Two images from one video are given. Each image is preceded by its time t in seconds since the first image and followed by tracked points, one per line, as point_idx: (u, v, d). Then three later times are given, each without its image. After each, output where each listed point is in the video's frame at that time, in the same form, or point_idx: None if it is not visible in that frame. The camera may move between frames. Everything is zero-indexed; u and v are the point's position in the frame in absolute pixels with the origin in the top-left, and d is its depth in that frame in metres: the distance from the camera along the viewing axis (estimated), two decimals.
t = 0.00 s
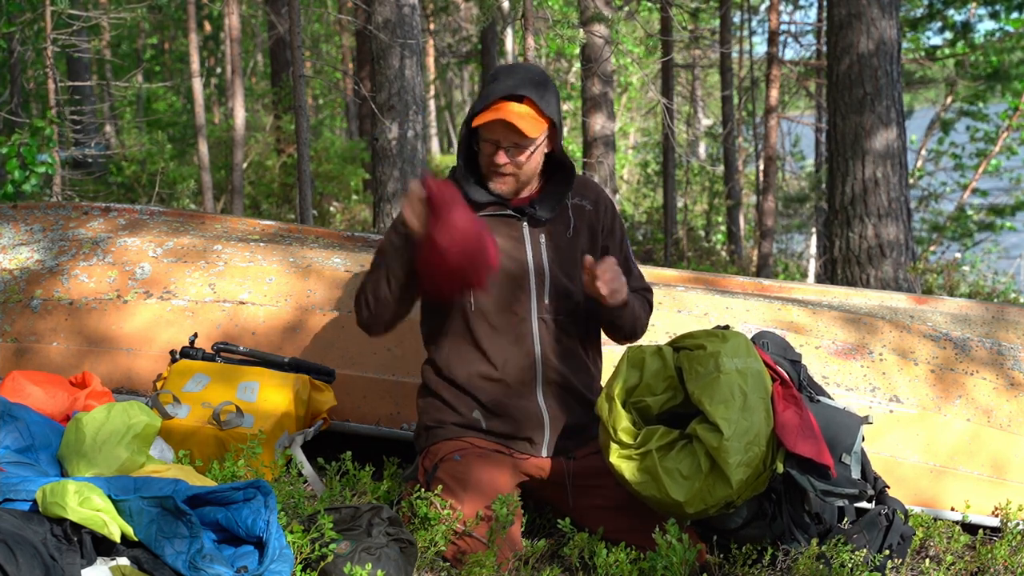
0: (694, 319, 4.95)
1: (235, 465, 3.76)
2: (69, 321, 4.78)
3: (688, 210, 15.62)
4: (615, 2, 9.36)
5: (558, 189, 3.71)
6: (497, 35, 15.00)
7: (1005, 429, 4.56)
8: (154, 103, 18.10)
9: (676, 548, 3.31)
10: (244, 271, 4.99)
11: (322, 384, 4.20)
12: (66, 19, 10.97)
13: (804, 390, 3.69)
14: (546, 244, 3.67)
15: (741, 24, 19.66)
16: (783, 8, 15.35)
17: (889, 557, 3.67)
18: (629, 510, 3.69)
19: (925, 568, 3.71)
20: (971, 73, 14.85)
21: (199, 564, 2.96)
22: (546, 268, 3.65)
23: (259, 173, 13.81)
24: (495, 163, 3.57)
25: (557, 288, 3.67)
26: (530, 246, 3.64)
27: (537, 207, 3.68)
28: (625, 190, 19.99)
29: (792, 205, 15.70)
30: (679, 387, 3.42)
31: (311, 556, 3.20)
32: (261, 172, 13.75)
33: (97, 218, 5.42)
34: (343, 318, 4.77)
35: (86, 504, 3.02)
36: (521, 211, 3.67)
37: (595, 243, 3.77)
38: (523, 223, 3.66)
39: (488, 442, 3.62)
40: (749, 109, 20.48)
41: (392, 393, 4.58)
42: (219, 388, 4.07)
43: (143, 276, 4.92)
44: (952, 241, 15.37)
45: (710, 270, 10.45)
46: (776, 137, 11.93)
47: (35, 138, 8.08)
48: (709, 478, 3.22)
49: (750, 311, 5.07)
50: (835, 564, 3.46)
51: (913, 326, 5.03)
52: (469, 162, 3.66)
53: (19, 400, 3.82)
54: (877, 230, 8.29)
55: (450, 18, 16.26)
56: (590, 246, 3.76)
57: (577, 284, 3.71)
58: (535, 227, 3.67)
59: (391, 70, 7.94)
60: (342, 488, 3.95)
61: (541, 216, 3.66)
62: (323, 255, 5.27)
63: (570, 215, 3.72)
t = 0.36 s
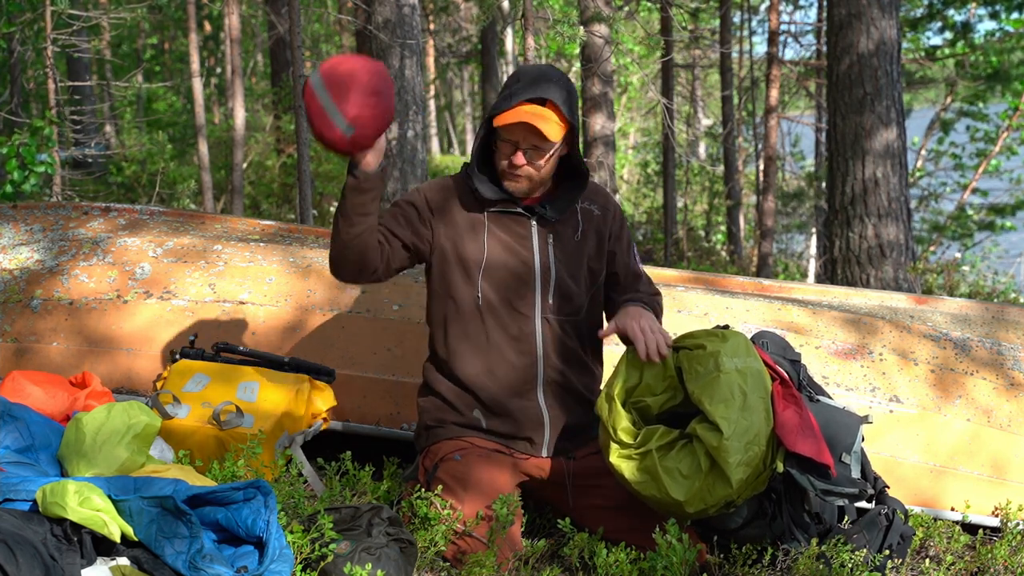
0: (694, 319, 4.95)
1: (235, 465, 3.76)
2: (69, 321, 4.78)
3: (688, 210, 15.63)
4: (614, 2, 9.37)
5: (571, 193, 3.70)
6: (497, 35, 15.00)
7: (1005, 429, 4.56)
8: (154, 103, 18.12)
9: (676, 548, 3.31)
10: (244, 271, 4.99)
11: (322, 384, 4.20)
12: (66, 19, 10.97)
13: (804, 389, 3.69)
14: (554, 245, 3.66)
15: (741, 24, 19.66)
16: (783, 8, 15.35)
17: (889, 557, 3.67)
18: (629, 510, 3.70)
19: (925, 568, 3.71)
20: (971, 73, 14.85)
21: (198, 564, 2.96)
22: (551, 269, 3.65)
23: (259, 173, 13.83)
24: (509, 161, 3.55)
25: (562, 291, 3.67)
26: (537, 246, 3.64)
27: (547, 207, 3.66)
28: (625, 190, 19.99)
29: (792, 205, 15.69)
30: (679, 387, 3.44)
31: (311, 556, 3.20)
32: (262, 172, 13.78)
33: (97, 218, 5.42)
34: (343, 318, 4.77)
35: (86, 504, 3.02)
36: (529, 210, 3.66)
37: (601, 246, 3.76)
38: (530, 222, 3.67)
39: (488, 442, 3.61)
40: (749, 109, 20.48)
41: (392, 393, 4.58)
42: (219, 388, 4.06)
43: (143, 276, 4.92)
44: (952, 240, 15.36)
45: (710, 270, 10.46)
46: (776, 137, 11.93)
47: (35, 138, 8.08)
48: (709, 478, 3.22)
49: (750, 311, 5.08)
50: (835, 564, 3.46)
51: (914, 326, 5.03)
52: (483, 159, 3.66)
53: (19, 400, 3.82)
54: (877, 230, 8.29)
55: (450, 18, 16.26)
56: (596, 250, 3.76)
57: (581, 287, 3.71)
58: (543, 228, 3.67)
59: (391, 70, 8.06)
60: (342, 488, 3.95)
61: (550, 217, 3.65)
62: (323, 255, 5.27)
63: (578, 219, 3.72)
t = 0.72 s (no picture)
0: (693, 319, 4.95)
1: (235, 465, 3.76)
2: (69, 321, 4.78)
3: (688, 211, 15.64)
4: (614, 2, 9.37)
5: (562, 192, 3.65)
6: (497, 36, 15.00)
7: (1005, 429, 4.56)
8: (154, 103, 18.13)
9: (676, 548, 3.32)
10: (244, 271, 4.99)
11: (321, 383, 4.20)
12: (66, 19, 10.97)
13: (803, 385, 3.69)
14: (552, 248, 3.64)
15: (742, 24, 19.66)
16: (783, 8, 15.34)
17: (889, 557, 3.67)
18: (629, 508, 3.70)
19: (925, 568, 3.71)
20: (971, 73, 14.85)
21: (199, 564, 2.95)
22: (551, 271, 3.62)
23: (259, 173, 13.82)
24: (517, 182, 3.48)
25: (563, 292, 3.64)
26: (533, 247, 3.61)
27: (542, 212, 3.63)
28: (625, 190, 20.00)
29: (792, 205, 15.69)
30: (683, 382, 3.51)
31: (311, 556, 3.19)
32: (261, 172, 13.75)
33: (97, 218, 5.42)
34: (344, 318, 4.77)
35: (87, 503, 3.02)
36: (523, 217, 3.62)
37: (596, 243, 3.75)
38: (526, 230, 3.63)
39: (488, 442, 3.62)
40: (749, 109, 20.48)
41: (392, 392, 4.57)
42: (218, 388, 4.06)
43: (143, 275, 4.92)
44: (952, 240, 15.36)
45: (711, 269, 10.47)
46: (776, 137, 11.93)
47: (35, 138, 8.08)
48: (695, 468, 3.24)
49: (750, 311, 5.08)
50: (835, 564, 3.47)
51: (914, 326, 5.03)
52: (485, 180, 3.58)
53: (19, 400, 3.82)
54: (877, 230, 8.30)
55: (450, 18, 16.25)
56: (593, 248, 3.75)
57: (581, 286, 3.70)
58: (541, 233, 3.64)
59: (392, 70, 8.29)
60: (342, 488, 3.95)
61: (545, 223, 3.61)
62: (323, 255, 5.28)
63: (572, 219, 3.70)
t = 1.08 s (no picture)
0: (693, 319, 4.95)
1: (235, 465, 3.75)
2: (69, 321, 4.78)
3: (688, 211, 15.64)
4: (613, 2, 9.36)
5: (559, 196, 3.64)
6: (497, 35, 15.01)
7: (1005, 430, 4.55)
8: (154, 103, 18.12)
9: (676, 548, 3.31)
10: (244, 271, 4.99)
11: (321, 384, 4.21)
12: (66, 19, 10.97)
13: (801, 386, 3.68)
14: (550, 251, 3.63)
15: (742, 24, 19.67)
16: (783, 7, 15.33)
17: (889, 557, 3.66)
18: (629, 508, 3.70)
19: (925, 568, 3.71)
20: (971, 73, 14.85)
21: (199, 564, 2.95)
22: (550, 274, 3.62)
23: (259, 173, 13.81)
24: (517, 195, 3.48)
25: (561, 297, 3.65)
26: (532, 252, 3.60)
27: (540, 219, 3.63)
28: (625, 190, 19.99)
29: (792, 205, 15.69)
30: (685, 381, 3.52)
31: (311, 556, 3.19)
32: (261, 172, 13.75)
33: (97, 218, 5.42)
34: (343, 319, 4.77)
35: (86, 504, 3.02)
36: (522, 222, 3.61)
37: (594, 244, 3.74)
38: (523, 235, 3.61)
39: (488, 442, 3.62)
40: (749, 109, 20.47)
41: (391, 392, 4.56)
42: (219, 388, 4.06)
43: (143, 276, 4.92)
44: (952, 240, 15.37)
45: (711, 269, 10.47)
46: (776, 137, 11.92)
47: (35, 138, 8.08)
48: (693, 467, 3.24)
49: (750, 311, 5.08)
50: (835, 564, 3.47)
51: (913, 326, 5.03)
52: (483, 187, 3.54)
53: (19, 400, 3.82)
54: (877, 230, 8.30)
55: (450, 18, 16.25)
56: (591, 249, 3.73)
57: (582, 289, 3.69)
58: (538, 237, 3.62)
59: (392, 70, 8.28)
60: (341, 488, 3.96)
61: (543, 229, 3.61)
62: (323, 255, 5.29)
63: (569, 222, 3.68)
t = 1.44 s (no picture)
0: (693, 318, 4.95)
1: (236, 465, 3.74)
2: (69, 321, 4.78)
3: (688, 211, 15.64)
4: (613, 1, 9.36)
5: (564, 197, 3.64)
6: (497, 35, 15.01)
7: (1005, 429, 4.55)
8: (154, 103, 18.11)
9: (677, 548, 3.34)
10: (244, 271, 4.99)
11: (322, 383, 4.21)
12: (66, 19, 10.97)
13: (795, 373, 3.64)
14: (561, 249, 3.61)
15: (742, 24, 19.68)
16: (783, 7, 15.32)
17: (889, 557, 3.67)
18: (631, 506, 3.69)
19: (925, 567, 3.72)
20: (971, 73, 14.85)
21: (200, 558, 2.95)
22: (561, 272, 3.60)
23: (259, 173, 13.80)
24: (528, 201, 3.44)
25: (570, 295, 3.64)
26: (544, 251, 3.58)
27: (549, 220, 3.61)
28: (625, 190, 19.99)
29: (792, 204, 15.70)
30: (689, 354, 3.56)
31: (311, 556, 3.19)
32: (261, 172, 13.74)
33: (97, 218, 5.42)
34: (343, 318, 4.77)
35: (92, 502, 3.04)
36: (531, 223, 3.58)
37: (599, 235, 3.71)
38: (533, 236, 3.58)
39: (489, 442, 3.60)
40: (749, 109, 20.47)
41: (392, 393, 4.56)
42: (219, 388, 4.07)
43: (143, 276, 4.92)
44: (952, 241, 15.38)
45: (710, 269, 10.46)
46: (776, 137, 11.92)
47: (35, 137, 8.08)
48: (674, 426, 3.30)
49: (749, 311, 5.08)
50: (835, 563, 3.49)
51: (913, 326, 5.03)
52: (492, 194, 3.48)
53: (20, 400, 3.83)
54: (877, 230, 8.31)
55: (450, 18, 16.25)
56: (597, 241, 3.71)
57: (591, 284, 3.67)
58: (547, 237, 3.60)
59: (392, 70, 8.28)
60: (342, 487, 3.95)
61: (553, 229, 3.59)
62: (323, 255, 5.29)
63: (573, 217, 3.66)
